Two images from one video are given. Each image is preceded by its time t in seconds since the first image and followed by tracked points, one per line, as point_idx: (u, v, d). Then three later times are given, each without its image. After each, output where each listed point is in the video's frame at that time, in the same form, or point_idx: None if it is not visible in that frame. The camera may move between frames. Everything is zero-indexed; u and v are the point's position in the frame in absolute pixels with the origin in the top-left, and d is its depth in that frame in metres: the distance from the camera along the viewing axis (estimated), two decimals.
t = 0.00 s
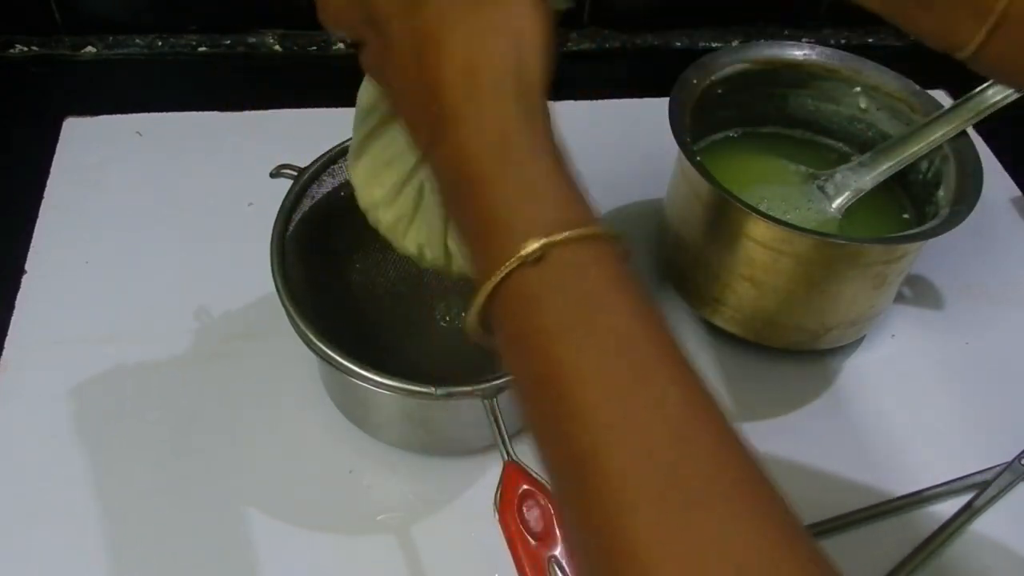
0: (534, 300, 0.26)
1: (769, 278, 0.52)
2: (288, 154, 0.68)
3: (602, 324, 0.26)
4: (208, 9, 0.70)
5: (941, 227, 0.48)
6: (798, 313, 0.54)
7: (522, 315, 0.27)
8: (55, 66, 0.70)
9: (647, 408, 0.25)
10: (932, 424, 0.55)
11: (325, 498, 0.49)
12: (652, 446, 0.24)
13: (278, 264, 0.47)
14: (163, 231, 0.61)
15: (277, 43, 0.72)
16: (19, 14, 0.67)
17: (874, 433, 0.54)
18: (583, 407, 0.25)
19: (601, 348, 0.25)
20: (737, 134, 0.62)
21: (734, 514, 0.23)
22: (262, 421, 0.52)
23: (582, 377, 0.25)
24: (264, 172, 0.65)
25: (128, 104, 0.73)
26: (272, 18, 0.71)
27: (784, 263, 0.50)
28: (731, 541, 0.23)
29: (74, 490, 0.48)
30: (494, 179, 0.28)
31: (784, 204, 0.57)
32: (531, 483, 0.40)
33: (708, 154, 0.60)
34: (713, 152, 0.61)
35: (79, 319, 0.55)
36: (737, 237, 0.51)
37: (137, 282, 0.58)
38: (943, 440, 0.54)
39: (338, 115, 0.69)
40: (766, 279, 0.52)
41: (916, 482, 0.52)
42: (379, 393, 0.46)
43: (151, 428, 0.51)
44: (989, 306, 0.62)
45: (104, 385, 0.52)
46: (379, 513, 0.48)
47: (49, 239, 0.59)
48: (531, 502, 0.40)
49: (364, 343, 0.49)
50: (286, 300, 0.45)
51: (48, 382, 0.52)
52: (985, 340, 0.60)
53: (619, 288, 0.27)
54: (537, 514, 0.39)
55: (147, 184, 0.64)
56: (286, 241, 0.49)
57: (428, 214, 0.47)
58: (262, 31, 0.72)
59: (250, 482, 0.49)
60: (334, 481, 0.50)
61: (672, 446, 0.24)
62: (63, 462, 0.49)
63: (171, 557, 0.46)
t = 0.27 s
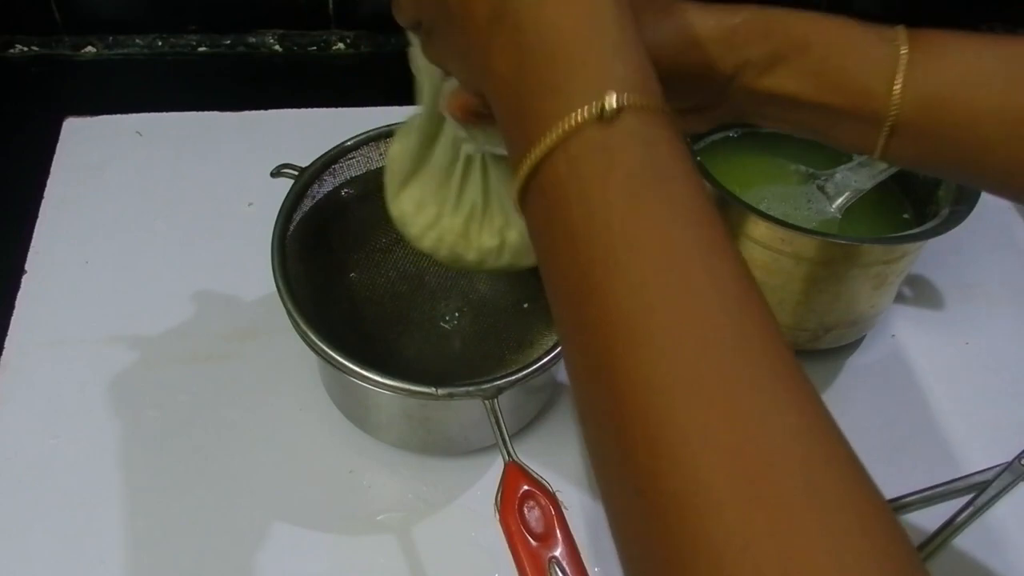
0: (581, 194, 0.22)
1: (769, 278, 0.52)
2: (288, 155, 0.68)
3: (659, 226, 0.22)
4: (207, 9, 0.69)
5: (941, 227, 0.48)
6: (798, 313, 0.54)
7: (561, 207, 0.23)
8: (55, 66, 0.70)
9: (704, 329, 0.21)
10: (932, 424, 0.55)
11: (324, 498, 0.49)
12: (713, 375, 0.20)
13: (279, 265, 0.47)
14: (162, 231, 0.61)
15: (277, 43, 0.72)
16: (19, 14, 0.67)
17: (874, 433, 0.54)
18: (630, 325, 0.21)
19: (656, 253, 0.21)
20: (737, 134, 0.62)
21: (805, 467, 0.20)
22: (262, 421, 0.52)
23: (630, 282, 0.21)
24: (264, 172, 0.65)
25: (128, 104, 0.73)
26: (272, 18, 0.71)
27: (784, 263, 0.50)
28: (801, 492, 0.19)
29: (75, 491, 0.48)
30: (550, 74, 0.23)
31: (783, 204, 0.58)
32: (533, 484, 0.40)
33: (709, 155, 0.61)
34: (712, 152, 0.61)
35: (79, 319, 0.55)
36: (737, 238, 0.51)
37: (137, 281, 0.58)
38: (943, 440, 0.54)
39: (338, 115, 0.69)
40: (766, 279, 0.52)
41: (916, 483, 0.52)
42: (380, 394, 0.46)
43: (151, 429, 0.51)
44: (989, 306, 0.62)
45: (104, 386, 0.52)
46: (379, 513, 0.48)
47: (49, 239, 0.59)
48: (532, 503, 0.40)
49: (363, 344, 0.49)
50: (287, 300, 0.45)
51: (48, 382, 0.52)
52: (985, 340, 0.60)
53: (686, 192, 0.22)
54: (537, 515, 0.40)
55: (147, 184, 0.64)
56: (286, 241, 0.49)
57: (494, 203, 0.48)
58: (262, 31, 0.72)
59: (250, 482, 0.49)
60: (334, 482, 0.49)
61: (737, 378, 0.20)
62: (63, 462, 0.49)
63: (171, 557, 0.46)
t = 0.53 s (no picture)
0: (575, 169, 0.21)
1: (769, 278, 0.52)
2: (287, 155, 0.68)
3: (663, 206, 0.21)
4: (207, 9, 0.69)
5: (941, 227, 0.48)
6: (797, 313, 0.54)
7: (558, 190, 0.22)
8: (55, 66, 0.70)
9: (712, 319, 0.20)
10: (932, 425, 0.55)
11: (324, 498, 0.49)
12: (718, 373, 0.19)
13: (279, 265, 0.47)
14: (162, 231, 0.61)
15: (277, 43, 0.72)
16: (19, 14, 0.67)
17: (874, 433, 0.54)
18: (631, 323, 0.20)
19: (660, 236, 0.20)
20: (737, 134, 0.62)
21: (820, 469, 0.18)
22: (262, 421, 0.52)
23: (625, 274, 0.20)
24: (263, 172, 0.65)
25: (128, 104, 0.73)
26: (271, 18, 0.71)
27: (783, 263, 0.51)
28: (816, 492, 0.18)
29: (74, 491, 0.48)
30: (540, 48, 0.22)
31: (782, 203, 0.58)
32: (533, 484, 0.40)
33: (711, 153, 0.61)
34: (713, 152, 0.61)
35: (79, 319, 0.55)
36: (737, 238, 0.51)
37: (137, 281, 0.58)
38: (942, 440, 0.54)
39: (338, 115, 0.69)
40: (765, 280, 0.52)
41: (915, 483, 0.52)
42: (379, 394, 0.46)
43: (151, 429, 0.51)
44: (989, 307, 0.62)
45: (104, 386, 0.52)
46: (378, 513, 0.48)
47: (49, 239, 0.59)
48: (532, 503, 0.40)
49: (363, 344, 0.49)
50: (286, 300, 0.45)
51: (48, 381, 0.52)
52: (985, 339, 0.60)
53: (693, 153, 0.21)
54: (537, 515, 0.39)
55: (147, 184, 0.64)
56: (286, 241, 0.49)
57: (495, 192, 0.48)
58: (262, 31, 0.71)
59: (250, 482, 0.49)
60: (333, 482, 0.49)
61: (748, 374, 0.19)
62: (63, 463, 0.49)
63: (171, 557, 0.46)
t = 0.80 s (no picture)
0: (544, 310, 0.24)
1: (769, 279, 0.52)
2: (287, 155, 0.68)
3: (621, 296, 0.24)
4: (208, 9, 0.70)
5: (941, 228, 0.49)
6: (798, 314, 0.54)
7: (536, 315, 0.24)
8: (55, 66, 0.70)
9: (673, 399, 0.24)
10: (932, 424, 0.55)
11: (324, 498, 0.49)
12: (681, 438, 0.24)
13: (280, 264, 0.47)
14: (163, 231, 0.61)
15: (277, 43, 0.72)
16: (19, 14, 0.67)
17: (874, 433, 0.54)
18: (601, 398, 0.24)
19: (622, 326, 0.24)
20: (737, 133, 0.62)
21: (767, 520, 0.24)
22: (262, 421, 0.52)
23: (602, 365, 0.24)
24: (264, 172, 0.65)
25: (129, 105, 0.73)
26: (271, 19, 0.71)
27: (783, 263, 0.51)
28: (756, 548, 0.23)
29: (74, 490, 0.48)
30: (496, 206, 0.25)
31: (783, 203, 0.58)
32: (533, 484, 0.40)
33: (711, 154, 0.60)
34: (713, 151, 0.60)
35: (79, 319, 0.55)
36: (737, 238, 0.51)
37: (137, 281, 0.58)
38: (942, 440, 0.54)
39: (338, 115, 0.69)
40: (765, 280, 0.52)
41: (915, 483, 0.52)
42: (379, 393, 0.46)
43: (153, 428, 0.51)
44: (988, 306, 0.62)
45: (103, 386, 0.52)
46: (378, 513, 0.48)
47: (49, 240, 0.59)
48: (532, 504, 0.40)
49: (364, 344, 0.49)
50: (286, 300, 0.45)
51: (48, 381, 0.52)
52: (984, 339, 0.60)
53: (623, 254, 0.24)
54: (537, 516, 0.39)
55: (147, 184, 0.64)
56: (286, 240, 0.49)
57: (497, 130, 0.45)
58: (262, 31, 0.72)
59: (249, 480, 0.49)
60: (333, 482, 0.49)
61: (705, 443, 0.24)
62: (62, 462, 0.49)
63: (170, 557, 0.46)
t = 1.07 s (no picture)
0: (581, 407, 0.33)
1: (769, 279, 0.52)
2: (287, 154, 0.68)
3: (619, 371, 0.32)
4: (208, 9, 0.70)
5: (940, 228, 0.49)
6: (798, 314, 0.54)
7: (560, 394, 0.33)
8: (55, 66, 0.70)
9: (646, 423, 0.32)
10: (933, 424, 0.55)
11: (324, 498, 0.49)
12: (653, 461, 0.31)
13: (279, 263, 0.47)
14: (163, 231, 0.61)
15: (276, 43, 0.73)
16: (19, 14, 0.67)
17: (874, 432, 0.54)
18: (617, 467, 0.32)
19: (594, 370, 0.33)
20: (737, 134, 0.62)
21: (724, 509, 0.32)
22: (262, 421, 0.52)
23: (625, 452, 0.32)
24: (263, 172, 0.66)
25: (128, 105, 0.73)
26: (271, 19, 0.71)
27: (783, 263, 0.51)
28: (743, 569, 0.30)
29: (74, 491, 0.48)
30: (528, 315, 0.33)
31: (783, 203, 0.58)
32: (533, 485, 0.40)
33: (711, 155, 0.60)
34: (713, 151, 0.60)
35: (79, 319, 0.55)
36: (737, 238, 0.51)
37: (137, 281, 0.58)
38: (942, 439, 0.54)
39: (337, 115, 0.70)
40: (766, 279, 0.52)
41: (915, 482, 0.52)
42: (380, 393, 0.46)
43: (154, 427, 0.51)
44: (987, 305, 0.62)
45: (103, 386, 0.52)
46: (378, 513, 0.48)
47: (49, 240, 0.59)
48: (531, 504, 0.40)
49: (363, 344, 0.49)
50: (286, 298, 0.45)
51: (48, 381, 0.52)
52: (984, 339, 0.60)
53: (639, 383, 0.32)
54: (538, 516, 0.39)
55: (147, 184, 0.64)
56: (285, 240, 0.49)
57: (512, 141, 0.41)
58: (261, 31, 0.72)
59: (250, 480, 0.49)
60: (334, 482, 0.49)
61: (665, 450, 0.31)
62: (62, 462, 0.49)
63: (170, 557, 0.46)
